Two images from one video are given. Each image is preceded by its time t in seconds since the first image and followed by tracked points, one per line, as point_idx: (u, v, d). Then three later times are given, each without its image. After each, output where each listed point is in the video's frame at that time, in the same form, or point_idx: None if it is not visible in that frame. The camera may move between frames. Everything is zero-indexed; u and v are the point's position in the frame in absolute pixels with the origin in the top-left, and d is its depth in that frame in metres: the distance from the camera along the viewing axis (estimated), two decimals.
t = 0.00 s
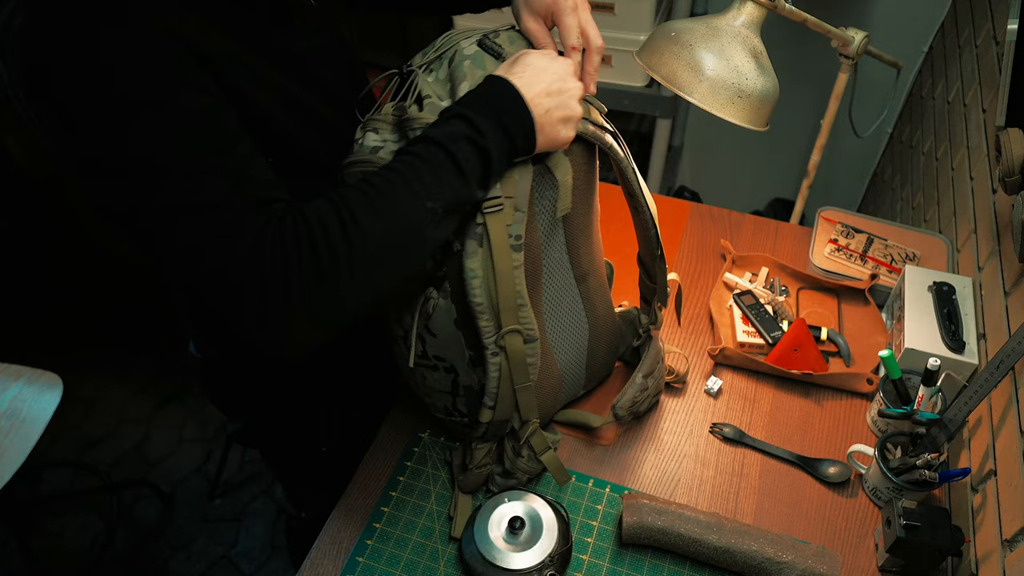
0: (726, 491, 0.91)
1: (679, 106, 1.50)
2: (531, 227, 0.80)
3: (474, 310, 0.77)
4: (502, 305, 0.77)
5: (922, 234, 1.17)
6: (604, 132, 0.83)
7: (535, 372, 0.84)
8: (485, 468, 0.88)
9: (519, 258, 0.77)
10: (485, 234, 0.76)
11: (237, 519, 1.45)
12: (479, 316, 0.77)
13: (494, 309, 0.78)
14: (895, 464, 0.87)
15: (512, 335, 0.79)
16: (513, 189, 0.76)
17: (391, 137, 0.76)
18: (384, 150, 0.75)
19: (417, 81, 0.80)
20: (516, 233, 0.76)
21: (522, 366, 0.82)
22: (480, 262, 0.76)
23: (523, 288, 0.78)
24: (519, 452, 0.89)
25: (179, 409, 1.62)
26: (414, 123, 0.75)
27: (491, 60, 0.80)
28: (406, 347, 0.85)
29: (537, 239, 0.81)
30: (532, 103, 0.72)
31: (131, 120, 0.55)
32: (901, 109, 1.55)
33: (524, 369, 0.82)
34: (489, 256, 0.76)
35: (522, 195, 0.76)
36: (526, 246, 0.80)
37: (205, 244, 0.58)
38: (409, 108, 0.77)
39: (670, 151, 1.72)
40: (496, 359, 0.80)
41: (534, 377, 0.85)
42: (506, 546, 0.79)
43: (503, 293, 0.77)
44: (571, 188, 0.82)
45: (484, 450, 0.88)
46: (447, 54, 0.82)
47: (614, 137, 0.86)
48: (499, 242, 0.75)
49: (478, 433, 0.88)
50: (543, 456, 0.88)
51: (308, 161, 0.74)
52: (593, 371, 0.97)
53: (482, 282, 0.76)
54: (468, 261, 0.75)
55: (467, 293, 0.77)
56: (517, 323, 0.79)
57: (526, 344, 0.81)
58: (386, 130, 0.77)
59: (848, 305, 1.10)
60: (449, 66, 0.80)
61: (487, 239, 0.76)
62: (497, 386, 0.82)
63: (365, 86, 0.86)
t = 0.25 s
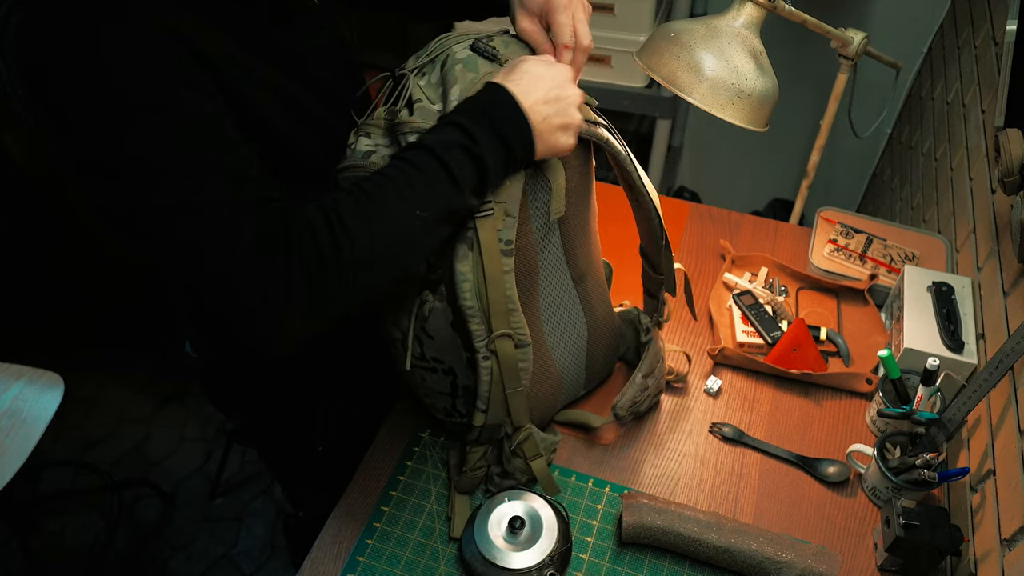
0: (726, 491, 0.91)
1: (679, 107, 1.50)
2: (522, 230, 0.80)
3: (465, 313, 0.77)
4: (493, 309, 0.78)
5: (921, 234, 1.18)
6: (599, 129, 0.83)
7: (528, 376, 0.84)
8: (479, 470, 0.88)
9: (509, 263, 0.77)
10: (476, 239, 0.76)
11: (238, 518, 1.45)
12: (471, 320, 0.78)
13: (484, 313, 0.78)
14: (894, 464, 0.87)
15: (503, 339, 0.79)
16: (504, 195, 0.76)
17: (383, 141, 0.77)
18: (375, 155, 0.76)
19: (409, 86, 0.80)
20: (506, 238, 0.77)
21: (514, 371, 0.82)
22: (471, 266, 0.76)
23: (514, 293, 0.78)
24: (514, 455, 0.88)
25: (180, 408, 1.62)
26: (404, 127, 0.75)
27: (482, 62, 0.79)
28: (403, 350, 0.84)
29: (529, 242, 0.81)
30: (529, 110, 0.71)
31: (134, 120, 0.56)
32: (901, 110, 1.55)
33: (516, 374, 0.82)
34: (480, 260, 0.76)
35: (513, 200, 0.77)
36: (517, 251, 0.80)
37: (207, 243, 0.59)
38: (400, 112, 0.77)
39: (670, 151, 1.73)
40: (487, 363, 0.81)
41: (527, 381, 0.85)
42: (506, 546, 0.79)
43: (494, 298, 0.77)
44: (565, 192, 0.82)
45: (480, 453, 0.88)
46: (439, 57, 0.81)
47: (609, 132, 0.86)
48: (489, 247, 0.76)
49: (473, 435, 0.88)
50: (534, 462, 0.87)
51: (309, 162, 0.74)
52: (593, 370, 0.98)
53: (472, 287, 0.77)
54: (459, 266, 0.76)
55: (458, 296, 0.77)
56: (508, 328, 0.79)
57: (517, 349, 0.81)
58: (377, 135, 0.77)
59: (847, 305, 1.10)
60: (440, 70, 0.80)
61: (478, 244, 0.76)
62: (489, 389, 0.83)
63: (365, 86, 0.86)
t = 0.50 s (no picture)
0: (725, 490, 0.91)
1: (679, 107, 1.52)
2: (525, 226, 0.80)
3: (467, 308, 0.78)
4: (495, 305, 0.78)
5: (920, 234, 1.18)
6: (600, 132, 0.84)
7: (530, 372, 0.84)
8: (480, 468, 0.89)
9: (512, 258, 0.77)
10: (479, 234, 0.76)
11: (239, 518, 1.46)
12: (473, 315, 0.78)
13: (487, 308, 0.78)
14: (894, 463, 0.87)
15: (505, 335, 0.79)
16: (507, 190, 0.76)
17: (387, 138, 0.78)
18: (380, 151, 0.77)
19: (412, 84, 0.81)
20: (509, 233, 0.77)
21: (516, 367, 0.82)
22: (474, 262, 0.76)
23: (517, 289, 0.78)
24: (514, 452, 0.89)
25: (181, 408, 1.62)
26: (408, 124, 0.76)
27: (485, 56, 0.79)
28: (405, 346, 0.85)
29: (532, 238, 0.81)
30: (585, 68, 0.76)
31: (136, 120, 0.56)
32: (900, 110, 1.55)
33: (517, 369, 0.82)
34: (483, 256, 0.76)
35: (516, 195, 0.77)
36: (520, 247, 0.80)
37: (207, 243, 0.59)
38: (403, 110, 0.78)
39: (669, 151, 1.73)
40: (489, 359, 0.81)
41: (529, 378, 0.85)
42: (506, 545, 0.80)
43: (497, 294, 0.77)
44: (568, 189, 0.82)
45: (480, 451, 0.88)
46: (443, 55, 0.82)
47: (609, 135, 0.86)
48: (493, 243, 0.76)
49: (473, 433, 0.88)
50: (534, 459, 0.87)
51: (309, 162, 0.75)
52: (593, 370, 0.98)
53: (474, 282, 0.77)
54: (463, 261, 0.76)
55: (460, 291, 0.77)
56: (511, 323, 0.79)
57: (519, 344, 0.81)
58: (382, 132, 0.79)
59: (846, 305, 1.10)
60: (444, 67, 0.80)
61: (481, 240, 0.76)
62: (491, 385, 0.83)
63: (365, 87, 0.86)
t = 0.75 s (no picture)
0: (724, 490, 0.92)
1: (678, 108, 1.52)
2: (526, 221, 0.81)
3: (469, 303, 0.78)
4: (496, 299, 0.78)
5: (919, 234, 1.18)
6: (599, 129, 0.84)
7: (531, 368, 0.84)
8: (481, 466, 0.89)
9: (513, 252, 0.77)
10: (481, 229, 0.76)
11: (239, 517, 1.46)
12: (474, 310, 0.78)
13: (488, 302, 0.78)
14: (893, 463, 0.87)
15: (507, 329, 0.80)
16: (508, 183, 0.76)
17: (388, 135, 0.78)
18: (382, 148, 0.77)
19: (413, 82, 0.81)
20: (511, 228, 0.77)
21: (517, 361, 0.82)
22: (475, 256, 0.76)
23: (518, 283, 0.78)
24: (514, 450, 0.89)
25: (182, 407, 1.63)
26: (409, 120, 0.76)
27: (484, 54, 0.79)
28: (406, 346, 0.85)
29: (533, 233, 0.82)
30: (585, 58, 0.74)
31: (136, 119, 0.56)
32: (899, 110, 1.56)
33: (519, 364, 0.82)
34: (484, 251, 0.76)
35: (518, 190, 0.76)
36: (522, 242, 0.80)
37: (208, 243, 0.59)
38: (404, 107, 0.78)
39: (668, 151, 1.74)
40: (491, 353, 0.81)
41: (530, 373, 0.85)
42: (506, 545, 0.80)
43: (498, 288, 0.77)
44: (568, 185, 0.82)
45: (480, 450, 0.88)
46: (443, 54, 0.82)
47: (609, 133, 0.86)
48: (494, 237, 0.76)
49: (474, 431, 0.88)
50: (536, 457, 0.87)
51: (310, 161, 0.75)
52: (593, 369, 0.98)
53: (476, 277, 0.77)
54: (465, 257, 0.76)
55: (462, 286, 0.77)
56: (512, 318, 0.79)
57: (521, 339, 0.81)
58: (383, 129, 0.79)
59: (845, 305, 1.10)
60: (443, 65, 0.81)
61: (483, 234, 0.76)
62: (493, 380, 0.83)
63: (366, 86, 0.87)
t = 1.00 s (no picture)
0: (724, 489, 0.92)
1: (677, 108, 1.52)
2: (526, 222, 0.81)
3: (471, 304, 0.78)
4: (498, 300, 0.78)
5: (917, 235, 1.18)
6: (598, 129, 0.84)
7: (532, 368, 0.85)
8: (483, 467, 0.89)
9: (514, 253, 0.77)
10: (482, 230, 0.76)
11: (240, 517, 1.46)
12: (476, 311, 0.78)
13: (490, 303, 0.79)
14: (891, 462, 0.87)
15: (508, 330, 0.80)
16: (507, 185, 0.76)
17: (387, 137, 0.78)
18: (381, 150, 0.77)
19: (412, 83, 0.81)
20: (511, 229, 0.77)
21: (519, 362, 0.82)
22: (476, 257, 0.76)
23: (520, 284, 0.78)
24: (516, 450, 0.89)
25: (183, 407, 1.63)
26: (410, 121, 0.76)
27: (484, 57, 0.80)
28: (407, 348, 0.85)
29: (534, 234, 0.82)
30: (566, 53, 0.69)
31: (137, 119, 0.56)
32: (897, 111, 1.56)
33: (520, 364, 0.82)
34: (485, 251, 0.77)
35: (517, 191, 0.77)
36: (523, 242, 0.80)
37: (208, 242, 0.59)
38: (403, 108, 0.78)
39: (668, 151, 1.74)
40: (493, 354, 0.81)
41: (531, 373, 0.85)
42: (507, 545, 0.80)
43: (499, 289, 0.78)
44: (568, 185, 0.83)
45: (482, 450, 0.88)
46: (441, 55, 0.82)
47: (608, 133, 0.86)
48: (495, 238, 0.76)
49: (476, 432, 0.88)
50: (538, 456, 0.87)
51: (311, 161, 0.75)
52: (592, 368, 0.98)
53: (477, 278, 0.77)
54: (466, 257, 0.76)
55: (463, 287, 0.78)
56: (513, 319, 0.80)
57: (523, 339, 0.81)
58: (382, 130, 0.79)
59: (844, 305, 1.11)
60: (443, 66, 0.81)
61: (484, 235, 0.76)
62: (495, 381, 0.83)
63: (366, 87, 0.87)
